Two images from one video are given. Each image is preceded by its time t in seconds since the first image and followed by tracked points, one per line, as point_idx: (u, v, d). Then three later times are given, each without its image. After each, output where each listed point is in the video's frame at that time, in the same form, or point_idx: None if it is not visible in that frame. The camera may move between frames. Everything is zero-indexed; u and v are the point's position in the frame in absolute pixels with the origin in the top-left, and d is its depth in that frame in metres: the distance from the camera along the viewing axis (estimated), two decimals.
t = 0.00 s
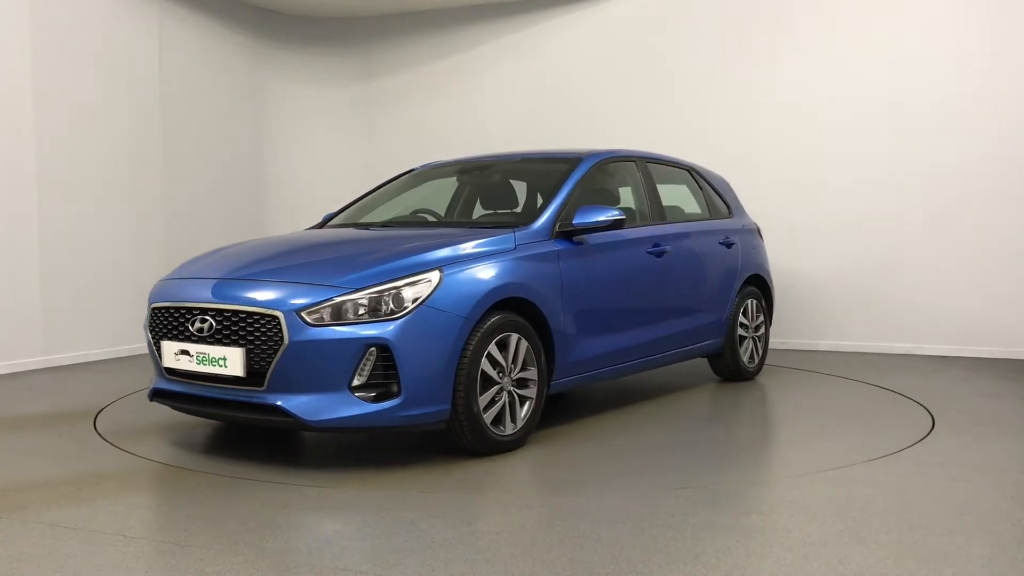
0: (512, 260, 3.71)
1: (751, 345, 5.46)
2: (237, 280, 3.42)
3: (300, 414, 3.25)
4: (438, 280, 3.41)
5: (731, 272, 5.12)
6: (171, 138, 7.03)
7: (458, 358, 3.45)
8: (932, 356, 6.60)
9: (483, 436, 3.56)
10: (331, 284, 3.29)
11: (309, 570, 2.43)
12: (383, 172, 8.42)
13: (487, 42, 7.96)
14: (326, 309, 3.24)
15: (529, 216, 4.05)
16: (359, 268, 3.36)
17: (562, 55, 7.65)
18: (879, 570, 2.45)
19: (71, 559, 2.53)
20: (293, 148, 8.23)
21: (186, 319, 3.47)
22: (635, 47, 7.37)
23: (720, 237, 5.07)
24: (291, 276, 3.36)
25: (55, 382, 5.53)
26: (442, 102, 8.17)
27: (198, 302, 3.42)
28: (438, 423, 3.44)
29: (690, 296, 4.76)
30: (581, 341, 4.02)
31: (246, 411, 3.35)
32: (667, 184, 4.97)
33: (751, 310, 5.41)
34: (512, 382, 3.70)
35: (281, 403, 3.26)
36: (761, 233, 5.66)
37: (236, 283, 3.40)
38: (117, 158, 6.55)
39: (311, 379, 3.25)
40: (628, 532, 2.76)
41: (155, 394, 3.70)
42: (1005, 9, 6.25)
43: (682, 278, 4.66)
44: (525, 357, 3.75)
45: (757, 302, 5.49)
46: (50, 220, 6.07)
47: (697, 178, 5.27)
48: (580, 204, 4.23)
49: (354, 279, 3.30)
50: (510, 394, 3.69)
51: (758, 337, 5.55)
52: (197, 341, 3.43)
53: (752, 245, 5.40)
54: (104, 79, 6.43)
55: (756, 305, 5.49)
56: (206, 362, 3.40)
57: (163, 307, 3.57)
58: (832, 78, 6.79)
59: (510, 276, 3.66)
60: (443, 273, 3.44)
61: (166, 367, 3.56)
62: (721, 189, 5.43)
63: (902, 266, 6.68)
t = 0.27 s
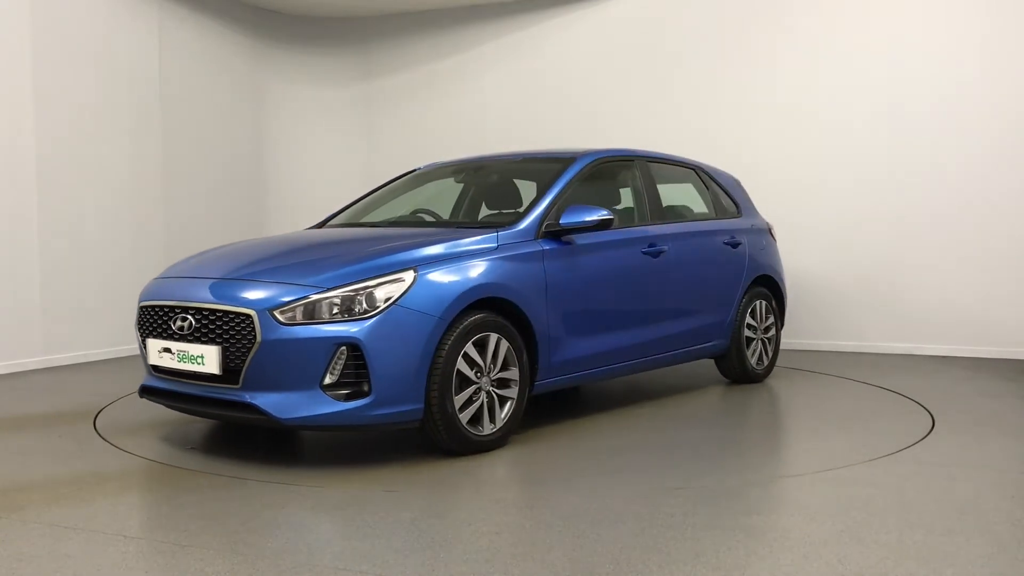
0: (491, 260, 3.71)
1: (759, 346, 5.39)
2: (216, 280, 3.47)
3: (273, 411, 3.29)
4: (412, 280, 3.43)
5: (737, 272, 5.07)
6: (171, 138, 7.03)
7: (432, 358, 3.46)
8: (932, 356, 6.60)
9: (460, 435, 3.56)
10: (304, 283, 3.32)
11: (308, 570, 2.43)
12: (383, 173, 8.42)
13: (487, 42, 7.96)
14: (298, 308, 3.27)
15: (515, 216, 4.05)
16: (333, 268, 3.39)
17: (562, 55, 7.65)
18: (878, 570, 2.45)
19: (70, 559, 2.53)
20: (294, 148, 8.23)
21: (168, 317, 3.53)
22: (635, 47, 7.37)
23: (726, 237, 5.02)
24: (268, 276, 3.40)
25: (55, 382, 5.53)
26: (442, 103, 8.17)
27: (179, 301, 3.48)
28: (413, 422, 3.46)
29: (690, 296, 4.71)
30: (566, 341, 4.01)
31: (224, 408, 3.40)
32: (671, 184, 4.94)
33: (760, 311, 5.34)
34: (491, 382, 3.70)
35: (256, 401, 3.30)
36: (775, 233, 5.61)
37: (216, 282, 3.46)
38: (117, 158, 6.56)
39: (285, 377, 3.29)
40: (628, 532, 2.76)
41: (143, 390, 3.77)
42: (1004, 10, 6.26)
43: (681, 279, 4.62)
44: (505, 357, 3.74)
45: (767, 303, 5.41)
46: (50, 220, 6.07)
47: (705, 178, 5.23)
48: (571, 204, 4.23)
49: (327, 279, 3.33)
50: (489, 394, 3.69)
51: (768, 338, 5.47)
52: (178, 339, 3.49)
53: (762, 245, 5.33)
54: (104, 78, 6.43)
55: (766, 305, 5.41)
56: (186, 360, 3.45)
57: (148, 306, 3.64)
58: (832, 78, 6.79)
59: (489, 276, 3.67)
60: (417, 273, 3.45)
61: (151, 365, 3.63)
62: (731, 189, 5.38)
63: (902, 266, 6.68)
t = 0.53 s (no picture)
0: (472, 260, 3.70)
1: (767, 348, 5.32)
2: (198, 279, 3.52)
3: (247, 409, 3.32)
4: (386, 280, 3.43)
5: (741, 272, 5.00)
6: (171, 138, 7.04)
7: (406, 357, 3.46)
8: (932, 356, 6.60)
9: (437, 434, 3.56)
10: (279, 283, 3.35)
11: (309, 570, 2.43)
12: (383, 172, 8.42)
13: (488, 42, 7.96)
14: (272, 307, 3.30)
15: (501, 217, 4.06)
16: (309, 267, 3.42)
17: (562, 54, 7.65)
18: (879, 570, 2.45)
19: (70, 560, 2.53)
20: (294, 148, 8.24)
21: (154, 316, 3.60)
22: (635, 46, 7.36)
23: (731, 236, 4.96)
24: (246, 276, 3.44)
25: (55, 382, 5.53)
26: (441, 103, 8.17)
27: (163, 300, 3.54)
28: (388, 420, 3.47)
29: (689, 297, 4.67)
30: (553, 342, 4.00)
31: (203, 405, 3.45)
32: (673, 185, 4.91)
33: (767, 312, 5.27)
34: (470, 382, 3.69)
35: (232, 399, 3.34)
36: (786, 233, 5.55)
37: (200, 282, 3.51)
38: (118, 158, 6.55)
39: (259, 375, 3.32)
40: (628, 532, 2.76)
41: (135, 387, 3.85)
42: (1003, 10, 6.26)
43: (679, 279, 4.58)
44: (486, 357, 3.74)
45: (774, 304, 5.35)
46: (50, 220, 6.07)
47: (711, 178, 5.19)
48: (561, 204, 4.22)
49: (302, 278, 3.35)
50: (468, 393, 3.68)
51: (776, 340, 5.40)
52: (162, 337, 3.55)
53: (770, 245, 5.26)
54: (104, 78, 6.43)
55: (774, 306, 5.35)
56: (168, 358, 3.51)
57: (137, 304, 3.71)
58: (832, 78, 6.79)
59: (470, 276, 3.66)
60: (392, 272, 3.46)
61: (139, 362, 3.70)
62: (738, 188, 5.33)
63: (902, 265, 6.67)
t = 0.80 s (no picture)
0: (453, 260, 3.70)
1: (775, 349, 5.24)
2: (182, 279, 3.58)
3: (224, 406, 3.35)
4: (362, 280, 3.44)
5: (745, 273, 4.94)
6: (172, 138, 7.04)
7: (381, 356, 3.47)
8: (932, 356, 6.60)
9: (414, 433, 3.56)
10: (255, 282, 3.38)
11: (309, 570, 2.43)
12: (383, 173, 8.42)
13: (488, 42, 7.96)
14: (248, 305, 3.33)
15: (490, 218, 4.06)
16: (287, 266, 3.44)
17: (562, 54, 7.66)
18: (878, 570, 2.45)
19: (71, 560, 2.53)
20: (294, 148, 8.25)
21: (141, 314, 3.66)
22: (634, 46, 7.36)
23: (734, 236, 4.90)
24: (226, 275, 3.47)
25: (55, 382, 5.54)
26: (441, 103, 8.17)
27: (149, 298, 3.61)
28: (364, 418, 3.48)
29: (688, 297, 4.61)
30: (539, 342, 3.98)
31: (185, 402, 3.50)
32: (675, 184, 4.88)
33: (775, 313, 5.19)
34: (450, 382, 3.68)
35: (210, 397, 3.38)
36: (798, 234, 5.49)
37: (185, 281, 3.56)
38: (118, 158, 6.55)
39: (236, 373, 3.35)
40: (628, 532, 2.76)
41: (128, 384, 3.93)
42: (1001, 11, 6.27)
43: (677, 279, 4.53)
44: (468, 357, 3.73)
45: (783, 305, 5.26)
46: (50, 220, 6.07)
47: (719, 178, 5.14)
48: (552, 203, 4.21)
49: (278, 277, 3.38)
50: (447, 393, 3.68)
51: (785, 342, 5.32)
52: (148, 335, 3.62)
53: (777, 245, 5.19)
54: (104, 79, 6.43)
55: (782, 307, 5.27)
56: (153, 355, 3.57)
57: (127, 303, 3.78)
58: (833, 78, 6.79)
59: (451, 276, 3.66)
60: (369, 272, 3.47)
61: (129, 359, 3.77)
62: (748, 188, 5.27)
63: (902, 265, 6.67)
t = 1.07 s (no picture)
0: (434, 261, 3.71)
1: (782, 351, 5.16)
2: (167, 278, 3.65)
3: (202, 403, 3.40)
4: (339, 279, 3.47)
5: (750, 273, 4.86)
6: (172, 138, 7.04)
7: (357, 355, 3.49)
8: (932, 356, 6.60)
9: (391, 431, 3.58)
10: (234, 282, 3.43)
11: (308, 570, 2.43)
12: (383, 173, 8.42)
13: (487, 42, 7.96)
14: (225, 304, 3.38)
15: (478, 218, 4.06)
16: (266, 266, 3.48)
17: (562, 54, 7.65)
18: (877, 570, 2.45)
19: (70, 560, 2.52)
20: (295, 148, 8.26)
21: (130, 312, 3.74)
22: (635, 46, 7.36)
23: (738, 236, 4.83)
24: (208, 275, 3.53)
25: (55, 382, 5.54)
26: (441, 103, 8.17)
27: (136, 297, 3.68)
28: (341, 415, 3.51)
29: (687, 298, 4.56)
30: (524, 342, 3.97)
31: (168, 399, 3.55)
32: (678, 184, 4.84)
33: (782, 314, 5.10)
34: (430, 381, 3.69)
35: (189, 394, 3.43)
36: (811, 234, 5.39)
37: (172, 280, 3.63)
38: (117, 158, 6.55)
39: (214, 371, 3.39)
40: (627, 532, 2.76)
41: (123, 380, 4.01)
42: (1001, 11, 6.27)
43: (674, 280, 4.48)
44: (448, 356, 3.74)
45: (791, 306, 5.17)
46: (50, 220, 6.07)
47: (725, 177, 5.08)
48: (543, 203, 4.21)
49: (255, 277, 3.42)
50: (427, 392, 3.69)
51: (793, 343, 5.24)
52: (135, 332, 3.68)
53: (786, 245, 5.10)
54: (104, 79, 6.43)
55: (791, 308, 5.17)
56: (139, 352, 3.64)
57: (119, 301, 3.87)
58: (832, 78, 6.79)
59: (431, 276, 3.67)
60: (346, 272, 3.50)
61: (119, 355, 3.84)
62: (756, 188, 5.19)
63: (903, 265, 6.67)
